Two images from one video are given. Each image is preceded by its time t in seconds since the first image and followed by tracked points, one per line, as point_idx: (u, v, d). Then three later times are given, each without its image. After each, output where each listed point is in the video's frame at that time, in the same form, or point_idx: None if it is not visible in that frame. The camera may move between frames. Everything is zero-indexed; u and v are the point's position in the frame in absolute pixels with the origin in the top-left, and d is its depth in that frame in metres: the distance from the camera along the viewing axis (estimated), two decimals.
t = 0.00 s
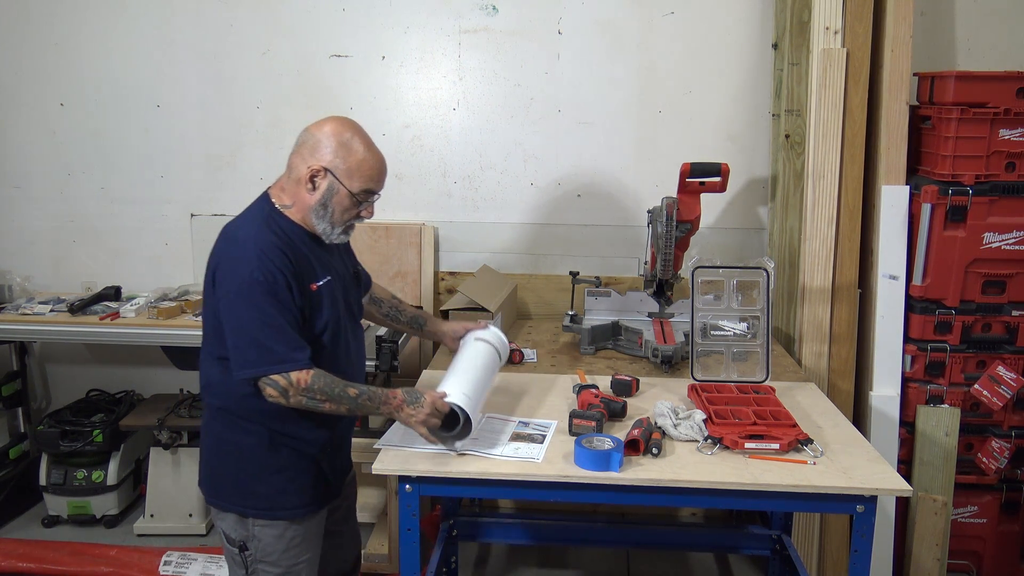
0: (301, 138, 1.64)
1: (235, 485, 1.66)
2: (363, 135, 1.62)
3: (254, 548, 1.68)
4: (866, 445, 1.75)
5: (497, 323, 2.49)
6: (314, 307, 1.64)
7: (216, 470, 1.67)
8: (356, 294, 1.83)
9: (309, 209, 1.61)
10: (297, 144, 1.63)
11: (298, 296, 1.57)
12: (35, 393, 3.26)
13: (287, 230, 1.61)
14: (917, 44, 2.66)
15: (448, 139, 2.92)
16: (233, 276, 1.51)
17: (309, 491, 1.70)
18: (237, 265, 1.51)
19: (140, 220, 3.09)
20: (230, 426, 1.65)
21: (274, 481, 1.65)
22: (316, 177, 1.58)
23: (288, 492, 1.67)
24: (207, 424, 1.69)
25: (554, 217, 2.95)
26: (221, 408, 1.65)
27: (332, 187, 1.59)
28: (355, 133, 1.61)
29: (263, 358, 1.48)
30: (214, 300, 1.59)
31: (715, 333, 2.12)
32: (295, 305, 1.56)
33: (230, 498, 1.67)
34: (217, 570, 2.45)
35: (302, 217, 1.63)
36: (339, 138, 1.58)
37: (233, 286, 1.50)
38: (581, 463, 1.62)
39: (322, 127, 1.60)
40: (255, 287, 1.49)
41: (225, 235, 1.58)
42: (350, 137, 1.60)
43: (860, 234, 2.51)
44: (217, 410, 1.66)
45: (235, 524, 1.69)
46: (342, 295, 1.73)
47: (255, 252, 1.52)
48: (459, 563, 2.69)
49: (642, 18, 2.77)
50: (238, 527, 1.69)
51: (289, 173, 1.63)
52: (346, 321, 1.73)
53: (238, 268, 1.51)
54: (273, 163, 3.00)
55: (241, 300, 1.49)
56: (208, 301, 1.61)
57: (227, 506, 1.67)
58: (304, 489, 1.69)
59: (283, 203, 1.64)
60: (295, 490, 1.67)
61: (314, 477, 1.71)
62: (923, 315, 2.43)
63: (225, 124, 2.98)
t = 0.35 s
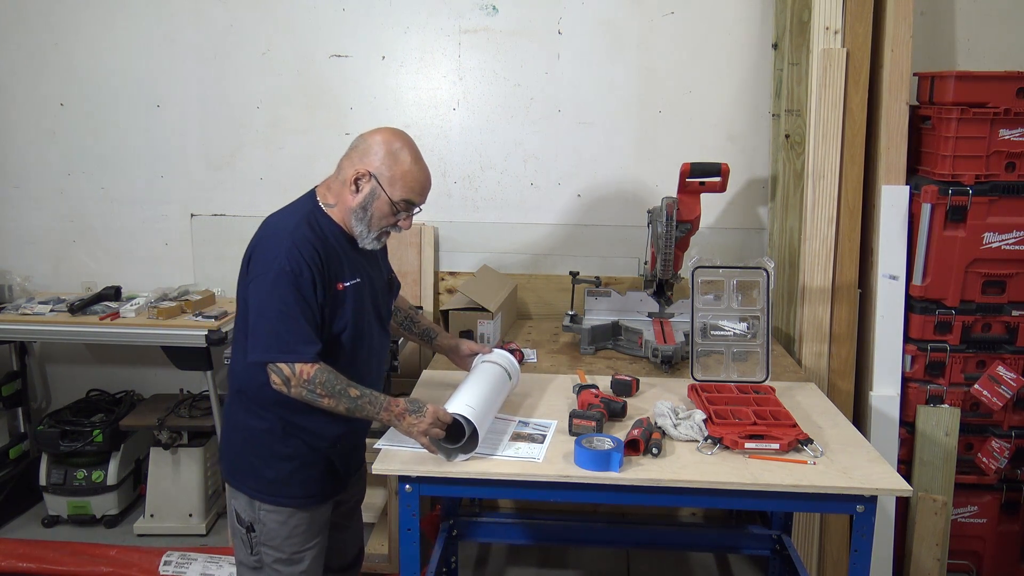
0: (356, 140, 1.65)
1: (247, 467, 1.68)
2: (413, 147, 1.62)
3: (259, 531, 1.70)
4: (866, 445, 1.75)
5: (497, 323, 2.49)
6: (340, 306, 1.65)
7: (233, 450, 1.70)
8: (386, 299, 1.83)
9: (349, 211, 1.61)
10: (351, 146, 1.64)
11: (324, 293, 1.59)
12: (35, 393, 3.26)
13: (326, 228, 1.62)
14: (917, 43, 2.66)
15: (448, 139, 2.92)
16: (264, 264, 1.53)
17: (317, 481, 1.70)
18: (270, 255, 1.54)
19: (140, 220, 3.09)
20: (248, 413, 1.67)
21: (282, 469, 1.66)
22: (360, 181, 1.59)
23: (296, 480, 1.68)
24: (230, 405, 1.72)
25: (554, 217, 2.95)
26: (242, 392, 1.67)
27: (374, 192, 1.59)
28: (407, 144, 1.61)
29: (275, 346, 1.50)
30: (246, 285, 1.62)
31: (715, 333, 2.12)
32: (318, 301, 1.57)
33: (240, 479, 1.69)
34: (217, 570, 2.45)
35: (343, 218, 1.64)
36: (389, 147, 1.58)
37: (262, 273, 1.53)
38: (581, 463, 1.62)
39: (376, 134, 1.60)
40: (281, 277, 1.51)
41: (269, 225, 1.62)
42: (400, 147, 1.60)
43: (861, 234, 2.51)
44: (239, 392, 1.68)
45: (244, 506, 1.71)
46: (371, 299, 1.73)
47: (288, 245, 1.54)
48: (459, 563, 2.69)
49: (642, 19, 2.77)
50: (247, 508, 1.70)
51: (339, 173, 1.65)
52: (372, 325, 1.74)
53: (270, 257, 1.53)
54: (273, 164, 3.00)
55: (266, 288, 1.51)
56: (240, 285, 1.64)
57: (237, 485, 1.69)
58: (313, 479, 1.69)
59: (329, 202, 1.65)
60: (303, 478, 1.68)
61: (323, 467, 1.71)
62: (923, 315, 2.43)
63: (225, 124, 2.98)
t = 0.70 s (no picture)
0: (360, 140, 1.66)
1: (252, 463, 1.69)
2: (416, 147, 1.62)
3: (262, 527, 1.71)
4: (866, 445, 1.75)
5: (497, 323, 2.49)
6: (339, 308, 1.64)
7: (240, 446, 1.71)
8: (392, 300, 1.82)
9: (351, 210, 1.62)
10: (355, 146, 1.64)
11: (320, 293, 1.59)
12: (35, 393, 3.26)
13: (327, 227, 1.63)
14: (917, 44, 2.66)
15: (448, 139, 2.92)
16: (263, 261, 1.55)
17: (320, 479, 1.70)
18: (269, 252, 1.55)
19: (140, 221, 3.09)
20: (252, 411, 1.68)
21: (285, 466, 1.66)
22: (361, 180, 1.59)
23: (299, 478, 1.68)
24: (236, 402, 1.73)
25: (554, 217, 2.95)
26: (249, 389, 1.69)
27: (374, 191, 1.59)
28: (410, 144, 1.61)
29: (263, 343, 1.51)
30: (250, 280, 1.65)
31: (715, 333, 2.12)
32: (313, 301, 1.58)
33: (245, 474, 1.70)
34: (217, 570, 2.45)
35: (345, 217, 1.65)
36: (391, 146, 1.59)
37: (259, 270, 1.54)
38: (581, 463, 1.62)
39: (378, 134, 1.61)
40: (276, 276, 1.52)
41: (273, 223, 1.63)
42: (402, 147, 1.60)
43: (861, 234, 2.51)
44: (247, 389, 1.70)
45: (249, 502, 1.72)
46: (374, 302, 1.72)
47: (287, 244, 1.55)
48: (459, 562, 2.69)
49: (642, 19, 2.77)
50: (251, 504, 1.71)
51: (342, 173, 1.65)
52: (374, 328, 1.72)
53: (269, 255, 1.55)
54: (273, 164, 3.00)
55: (261, 284, 1.53)
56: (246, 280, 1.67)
57: (243, 480, 1.71)
58: (316, 477, 1.69)
59: (332, 202, 1.66)
60: (305, 476, 1.68)
61: (327, 466, 1.71)
62: (923, 315, 2.43)
63: (225, 124, 2.98)
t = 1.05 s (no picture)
0: (342, 142, 1.65)
1: (245, 465, 1.68)
2: (400, 148, 1.61)
3: (256, 530, 1.70)
4: (865, 445, 1.75)
5: (497, 323, 2.49)
6: (329, 315, 1.64)
7: (232, 448, 1.71)
8: (383, 301, 1.82)
9: (336, 214, 1.61)
10: (338, 148, 1.63)
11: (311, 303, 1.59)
12: (35, 393, 3.26)
13: (314, 234, 1.63)
14: (916, 43, 2.66)
15: (448, 139, 2.92)
16: (251, 275, 1.54)
17: (314, 480, 1.71)
18: (257, 266, 1.54)
19: (140, 221, 3.10)
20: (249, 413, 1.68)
21: (279, 468, 1.66)
22: (345, 184, 1.58)
23: (293, 479, 1.68)
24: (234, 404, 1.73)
25: (554, 217, 2.95)
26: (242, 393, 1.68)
27: (359, 195, 1.58)
28: (393, 145, 1.60)
29: (255, 358, 1.50)
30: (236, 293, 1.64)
31: (715, 333, 2.12)
32: (303, 312, 1.57)
33: (239, 477, 1.69)
34: (217, 570, 2.45)
35: (330, 222, 1.64)
36: (375, 147, 1.58)
37: (248, 285, 1.54)
38: (581, 463, 1.62)
39: (359, 135, 1.60)
40: (265, 289, 1.51)
41: (258, 234, 1.62)
42: (385, 148, 1.59)
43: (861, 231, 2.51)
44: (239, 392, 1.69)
45: (241, 504, 1.71)
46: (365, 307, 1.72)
47: (274, 256, 1.54)
48: (459, 563, 2.69)
49: (642, 19, 2.77)
50: (244, 506, 1.70)
51: (325, 176, 1.64)
52: (366, 333, 1.73)
53: (256, 268, 1.54)
54: (273, 164, 3.00)
55: (250, 299, 1.52)
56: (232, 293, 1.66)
57: (235, 483, 1.70)
58: (310, 478, 1.70)
59: (317, 206, 1.65)
60: (300, 478, 1.68)
61: (320, 467, 1.71)
62: (923, 315, 2.43)
63: (225, 124, 2.98)
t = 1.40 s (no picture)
0: (314, 139, 1.64)
1: (238, 477, 1.67)
2: (374, 139, 1.61)
3: (252, 541, 1.70)
4: (865, 445, 1.75)
5: (497, 323, 2.49)
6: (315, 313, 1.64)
7: (223, 461, 1.69)
8: (364, 296, 1.83)
9: (314, 212, 1.61)
10: (309, 145, 1.63)
11: (297, 302, 1.58)
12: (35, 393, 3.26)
13: (293, 233, 1.62)
14: (916, 43, 2.66)
15: (448, 139, 2.92)
16: (232, 279, 1.53)
17: (308, 488, 1.70)
18: (238, 270, 1.53)
19: (140, 220, 3.09)
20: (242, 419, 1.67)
21: (273, 478, 1.66)
22: (321, 180, 1.58)
23: (287, 488, 1.67)
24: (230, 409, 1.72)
25: (554, 217, 2.95)
26: (229, 406, 1.67)
27: (337, 190, 1.58)
28: (366, 137, 1.60)
29: (249, 362, 1.49)
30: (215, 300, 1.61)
31: (715, 333, 2.12)
32: (291, 311, 1.57)
33: (231, 489, 1.68)
34: (217, 570, 2.45)
35: (308, 220, 1.63)
36: (349, 141, 1.58)
37: (231, 289, 1.52)
38: (581, 463, 1.62)
39: (332, 130, 1.60)
40: (251, 291, 1.50)
41: (232, 238, 1.60)
42: (359, 141, 1.59)
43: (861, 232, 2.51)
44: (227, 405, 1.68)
45: (235, 516, 1.70)
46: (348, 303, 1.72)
47: (256, 258, 1.53)
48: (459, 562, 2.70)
49: (643, 19, 2.77)
50: (238, 518, 1.69)
51: (299, 174, 1.64)
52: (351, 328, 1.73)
53: (238, 272, 1.52)
54: (273, 164, 3.00)
55: (236, 303, 1.50)
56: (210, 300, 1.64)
57: (228, 495, 1.69)
58: (305, 485, 1.70)
59: (294, 206, 1.65)
60: (294, 485, 1.68)
61: (315, 474, 1.71)
62: (923, 315, 2.43)
63: (225, 124, 2.98)
